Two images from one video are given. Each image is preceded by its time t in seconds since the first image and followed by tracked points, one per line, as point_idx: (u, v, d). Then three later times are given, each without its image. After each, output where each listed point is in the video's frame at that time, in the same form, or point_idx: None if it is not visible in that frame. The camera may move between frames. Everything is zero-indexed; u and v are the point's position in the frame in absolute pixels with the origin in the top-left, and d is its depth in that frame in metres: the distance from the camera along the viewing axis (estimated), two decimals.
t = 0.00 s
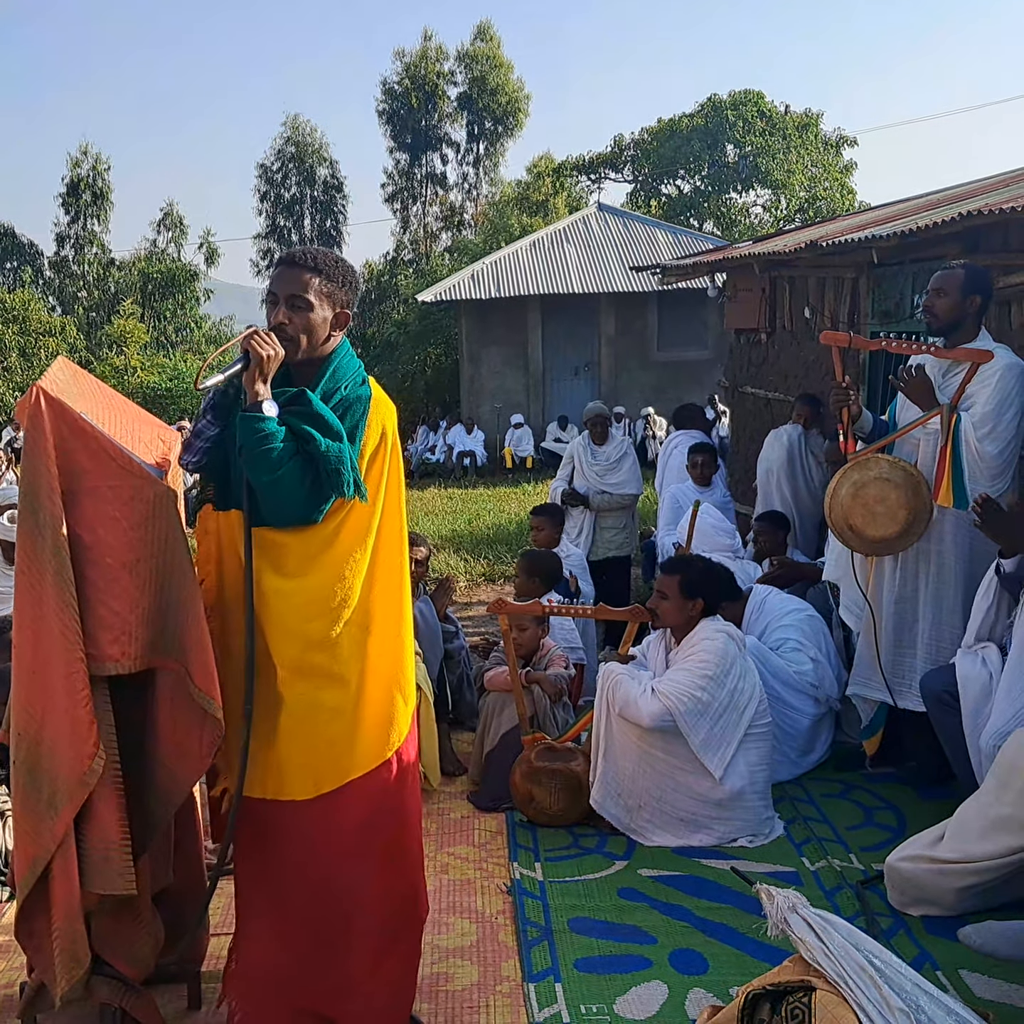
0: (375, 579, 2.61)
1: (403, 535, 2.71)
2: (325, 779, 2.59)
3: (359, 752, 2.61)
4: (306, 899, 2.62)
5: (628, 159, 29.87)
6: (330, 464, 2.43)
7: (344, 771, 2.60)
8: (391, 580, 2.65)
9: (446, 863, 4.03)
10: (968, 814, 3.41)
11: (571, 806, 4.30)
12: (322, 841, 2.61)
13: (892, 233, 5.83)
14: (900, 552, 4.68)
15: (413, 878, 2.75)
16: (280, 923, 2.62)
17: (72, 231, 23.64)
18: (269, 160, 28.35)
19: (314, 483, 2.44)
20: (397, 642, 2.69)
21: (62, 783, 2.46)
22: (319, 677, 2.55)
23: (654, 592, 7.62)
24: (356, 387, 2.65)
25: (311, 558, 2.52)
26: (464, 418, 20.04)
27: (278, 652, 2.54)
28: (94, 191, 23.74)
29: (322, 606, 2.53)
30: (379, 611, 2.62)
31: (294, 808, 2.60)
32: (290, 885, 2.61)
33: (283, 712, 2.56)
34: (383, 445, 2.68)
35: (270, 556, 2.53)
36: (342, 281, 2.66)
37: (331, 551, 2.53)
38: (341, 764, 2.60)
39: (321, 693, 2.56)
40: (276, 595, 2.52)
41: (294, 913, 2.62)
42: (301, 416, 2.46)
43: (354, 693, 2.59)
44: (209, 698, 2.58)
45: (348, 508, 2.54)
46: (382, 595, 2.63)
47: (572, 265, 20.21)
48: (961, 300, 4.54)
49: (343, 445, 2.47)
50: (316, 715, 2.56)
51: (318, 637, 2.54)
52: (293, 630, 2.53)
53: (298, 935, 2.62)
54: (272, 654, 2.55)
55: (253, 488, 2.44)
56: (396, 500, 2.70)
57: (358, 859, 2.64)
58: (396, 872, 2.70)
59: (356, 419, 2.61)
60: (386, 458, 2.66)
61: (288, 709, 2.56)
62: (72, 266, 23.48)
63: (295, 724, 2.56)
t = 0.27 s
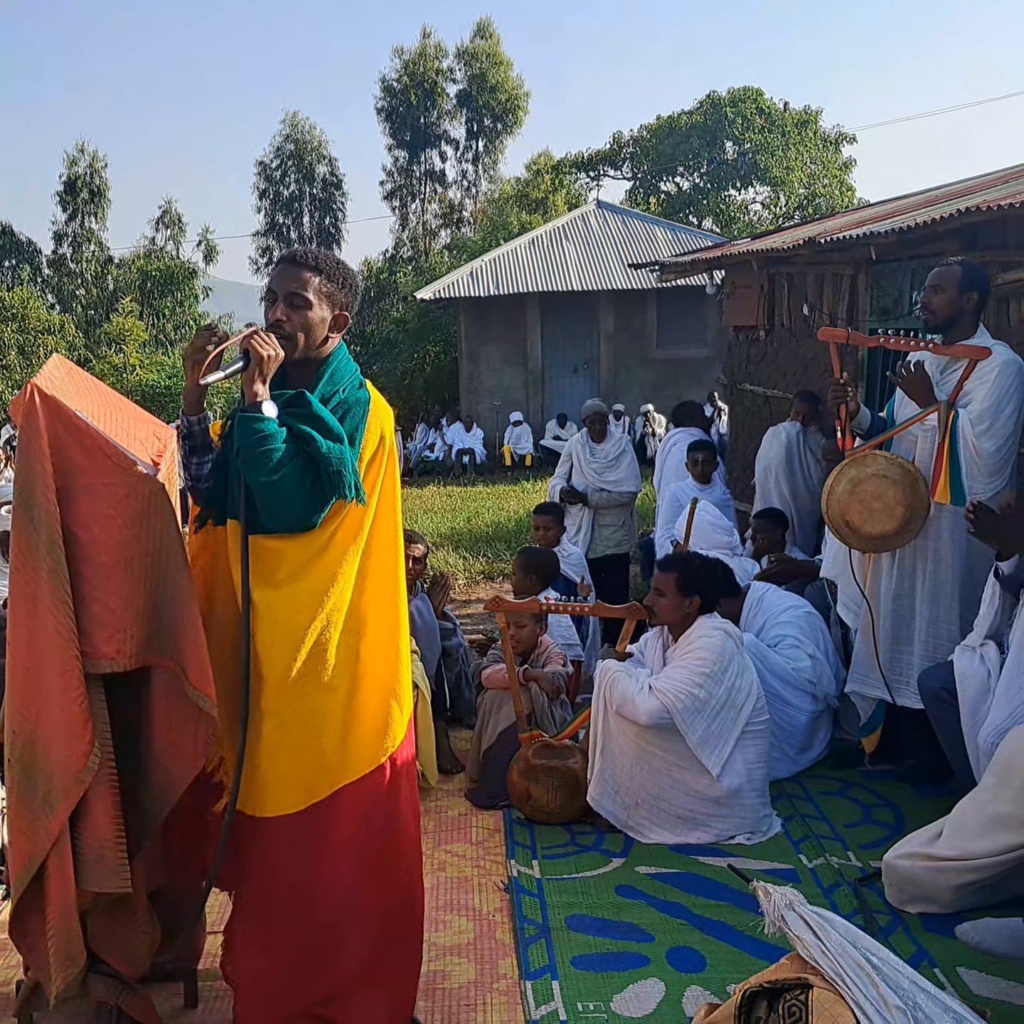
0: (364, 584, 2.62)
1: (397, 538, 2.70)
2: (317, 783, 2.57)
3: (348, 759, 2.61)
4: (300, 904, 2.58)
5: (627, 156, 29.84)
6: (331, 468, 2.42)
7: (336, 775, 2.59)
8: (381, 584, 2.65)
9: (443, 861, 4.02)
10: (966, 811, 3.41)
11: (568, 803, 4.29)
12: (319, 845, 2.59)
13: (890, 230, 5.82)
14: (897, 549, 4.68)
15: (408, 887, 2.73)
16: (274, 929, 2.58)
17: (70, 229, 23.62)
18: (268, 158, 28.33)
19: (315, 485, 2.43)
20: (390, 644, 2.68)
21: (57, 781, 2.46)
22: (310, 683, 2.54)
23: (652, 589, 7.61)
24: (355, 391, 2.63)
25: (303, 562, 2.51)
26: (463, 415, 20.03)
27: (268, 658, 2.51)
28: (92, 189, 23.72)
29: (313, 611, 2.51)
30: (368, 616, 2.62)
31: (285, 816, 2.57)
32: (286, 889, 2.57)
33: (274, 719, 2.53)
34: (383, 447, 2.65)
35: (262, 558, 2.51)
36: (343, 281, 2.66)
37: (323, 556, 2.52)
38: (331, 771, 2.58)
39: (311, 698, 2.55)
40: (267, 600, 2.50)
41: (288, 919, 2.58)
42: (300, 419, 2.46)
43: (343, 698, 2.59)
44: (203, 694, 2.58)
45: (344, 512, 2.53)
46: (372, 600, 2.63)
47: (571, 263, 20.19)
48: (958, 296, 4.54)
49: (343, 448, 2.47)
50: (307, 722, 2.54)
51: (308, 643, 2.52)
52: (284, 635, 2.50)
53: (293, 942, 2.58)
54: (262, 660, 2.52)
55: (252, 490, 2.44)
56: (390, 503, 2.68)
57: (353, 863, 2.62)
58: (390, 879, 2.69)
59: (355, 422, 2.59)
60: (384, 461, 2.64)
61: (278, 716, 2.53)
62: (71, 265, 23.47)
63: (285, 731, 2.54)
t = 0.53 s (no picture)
0: (358, 587, 2.62)
1: (389, 536, 2.70)
2: (313, 785, 2.57)
3: (345, 762, 2.61)
4: (296, 906, 2.58)
5: (626, 154, 29.81)
6: (322, 462, 2.41)
7: (332, 776, 2.59)
8: (374, 587, 2.65)
9: (440, 859, 4.02)
10: (963, 809, 3.40)
11: (566, 801, 4.29)
12: (315, 842, 2.59)
13: (888, 227, 5.81)
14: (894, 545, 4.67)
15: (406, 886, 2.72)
16: (270, 932, 2.57)
17: (68, 227, 23.60)
18: (266, 155, 28.30)
19: (307, 481, 2.42)
20: (385, 645, 2.68)
21: (52, 780, 2.46)
22: (305, 687, 2.54)
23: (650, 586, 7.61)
24: (347, 390, 2.65)
25: (297, 565, 2.50)
26: (462, 413, 20.02)
27: (264, 665, 2.51)
28: (89, 186, 23.69)
29: (308, 615, 2.51)
30: (362, 619, 2.63)
31: (283, 822, 2.56)
32: (283, 887, 2.57)
33: (270, 726, 2.53)
34: (373, 446, 2.66)
35: (254, 560, 2.50)
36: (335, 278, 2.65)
37: (316, 558, 2.51)
38: (328, 775, 2.58)
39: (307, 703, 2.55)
40: (261, 605, 2.50)
41: (286, 917, 2.57)
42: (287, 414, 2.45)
43: (338, 702, 2.59)
44: (199, 692, 2.56)
45: (337, 512, 2.53)
46: (365, 602, 2.63)
47: (570, 260, 20.18)
48: (954, 293, 4.53)
49: (334, 442, 2.45)
50: (304, 727, 2.53)
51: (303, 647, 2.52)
52: (279, 641, 2.50)
53: (291, 940, 2.57)
54: (257, 666, 2.52)
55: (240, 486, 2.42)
56: (382, 503, 2.68)
57: (350, 860, 2.62)
58: (387, 878, 2.68)
59: (346, 420, 2.60)
60: (375, 461, 2.64)
61: (274, 722, 2.53)
62: (69, 262, 23.45)
63: (282, 737, 2.53)
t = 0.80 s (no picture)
0: (348, 590, 2.60)
1: (381, 536, 2.68)
2: (304, 789, 2.57)
3: (336, 765, 2.60)
4: (288, 909, 2.58)
5: (625, 150, 29.78)
6: (302, 459, 2.38)
7: (323, 780, 2.58)
8: (365, 590, 2.63)
9: (439, 857, 4.01)
10: (962, 806, 3.39)
11: (565, 798, 4.29)
12: (307, 845, 2.59)
13: (886, 223, 5.80)
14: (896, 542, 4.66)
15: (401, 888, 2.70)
16: (263, 935, 2.57)
17: (66, 225, 23.58)
18: (265, 153, 28.26)
19: (289, 479, 2.39)
20: (377, 646, 2.67)
21: (50, 777, 2.45)
22: (295, 692, 2.53)
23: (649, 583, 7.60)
24: (335, 389, 2.62)
25: (285, 569, 2.50)
26: (462, 410, 20.00)
27: (254, 670, 2.52)
28: (87, 184, 23.66)
29: (295, 619, 2.50)
30: (352, 623, 2.61)
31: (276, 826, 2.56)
32: (276, 889, 2.57)
33: (260, 731, 2.53)
34: (361, 445, 2.63)
35: (243, 564, 2.50)
36: (333, 279, 2.63)
37: (303, 561, 2.50)
38: (319, 778, 2.58)
39: (296, 708, 2.54)
40: (251, 610, 2.50)
41: (280, 920, 2.57)
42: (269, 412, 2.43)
43: (328, 707, 2.58)
44: (195, 690, 2.54)
45: (323, 513, 2.52)
46: (356, 604, 2.62)
47: (569, 257, 20.16)
48: (953, 289, 4.51)
49: (317, 438, 2.43)
50: (292, 731, 2.53)
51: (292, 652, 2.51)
52: (269, 646, 2.50)
53: (286, 943, 2.57)
54: (247, 672, 2.52)
55: (224, 484, 2.40)
56: (374, 502, 2.66)
57: (343, 863, 2.61)
58: (381, 880, 2.67)
59: (333, 419, 2.58)
60: (364, 459, 2.61)
61: (264, 727, 2.53)
62: (67, 260, 23.43)
63: (272, 742, 2.54)
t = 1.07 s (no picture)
0: (340, 592, 2.59)
1: (374, 535, 2.67)
2: (298, 791, 2.56)
3: (329, 767, 2.60)
4: (283, 913, 2.58)
5: (625, 148, 29.77)
6: (287, 457, 2.37)
7: (317, 782, 2.58)
8: (358, 592, 2.62)
9: (439, 855, 4.02)
10: (962, 803, 3.39)
11: (565, 796, 4.29)
12: (300, 848, 2.59)
13: (886, 220, 5.80)
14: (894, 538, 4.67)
15: (395, 891, 2.69)
16: (260, 938, 2.57)
17: (65, 224, 23.58)
18: (264, 152, 28.25)
19: (274, 477, 2.38)
20: (370, 646, 2.66)
21: (50, 777, 2.46)
22: (288, 694, 2.53)
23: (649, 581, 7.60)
24: (327, 389, 2.61)
25: (276, 570, 2.49)
26: (462, 408, 20.00)
27: (246, 673, 2.51)
28: (86, 183, 23.64)
29: (285, 620, 2.50)
30: (345, 623, 2.60)
31: (269, 827, 2.56)
32: (269, 893, 2.57)
33: (253, 733, 2.52)
34: (351, 448, 2.62)
35: (235, 566, 2.49)
36: (330, 280, 2.63)
37: (292, 562, 2.50)
38: (313, 780, 2.58)
39: (290, 710, 2.54)
40: (243, 612, 2.49)
41: (275, 924, 2.58)
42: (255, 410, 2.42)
43: (322, 709, 2.57)
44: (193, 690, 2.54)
45: (312, 513, 2.51)
46: (348, 604, 2.61)
47: (568, 255, 20.15)
48: (952, 286, 4.51)
49: (303, 435, 2.42)
50: (284, 733, 2.53)
51: (287, 653, 2.51)
52: (262, 647, 2.50)
53: (282, 946, 2.58)
54: (240, 674, 2.51)
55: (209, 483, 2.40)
56: (366, 503, 2.65)
57: (336, 866, 2.61)
58: (374, 883, 2.66)
59: (322, 419, 2.56)
60: (352, 459, 2.60)
61: (257, 729, 2.52)
62: (67, 259, 23.42)
63: (265, 744, 2.53)
